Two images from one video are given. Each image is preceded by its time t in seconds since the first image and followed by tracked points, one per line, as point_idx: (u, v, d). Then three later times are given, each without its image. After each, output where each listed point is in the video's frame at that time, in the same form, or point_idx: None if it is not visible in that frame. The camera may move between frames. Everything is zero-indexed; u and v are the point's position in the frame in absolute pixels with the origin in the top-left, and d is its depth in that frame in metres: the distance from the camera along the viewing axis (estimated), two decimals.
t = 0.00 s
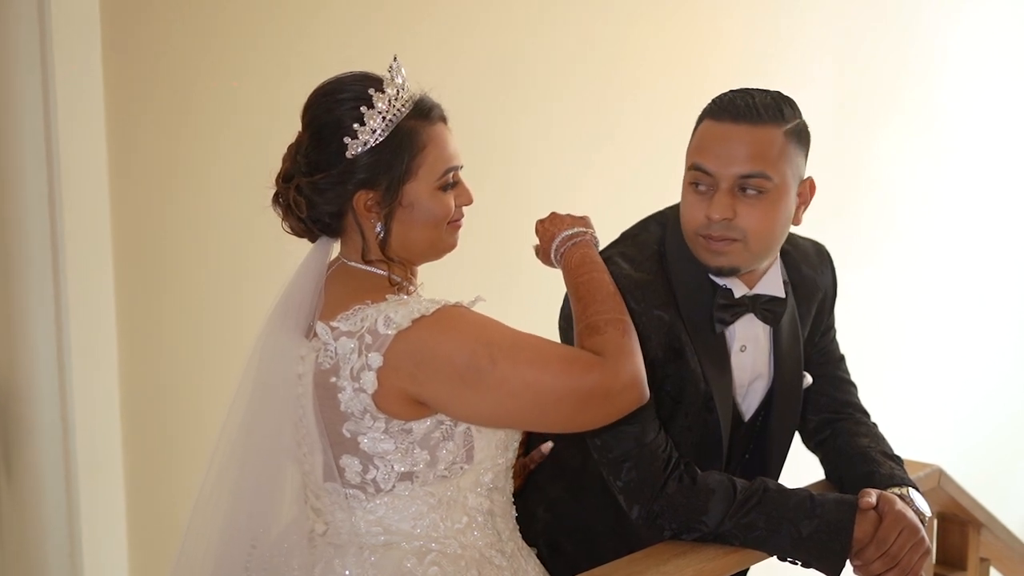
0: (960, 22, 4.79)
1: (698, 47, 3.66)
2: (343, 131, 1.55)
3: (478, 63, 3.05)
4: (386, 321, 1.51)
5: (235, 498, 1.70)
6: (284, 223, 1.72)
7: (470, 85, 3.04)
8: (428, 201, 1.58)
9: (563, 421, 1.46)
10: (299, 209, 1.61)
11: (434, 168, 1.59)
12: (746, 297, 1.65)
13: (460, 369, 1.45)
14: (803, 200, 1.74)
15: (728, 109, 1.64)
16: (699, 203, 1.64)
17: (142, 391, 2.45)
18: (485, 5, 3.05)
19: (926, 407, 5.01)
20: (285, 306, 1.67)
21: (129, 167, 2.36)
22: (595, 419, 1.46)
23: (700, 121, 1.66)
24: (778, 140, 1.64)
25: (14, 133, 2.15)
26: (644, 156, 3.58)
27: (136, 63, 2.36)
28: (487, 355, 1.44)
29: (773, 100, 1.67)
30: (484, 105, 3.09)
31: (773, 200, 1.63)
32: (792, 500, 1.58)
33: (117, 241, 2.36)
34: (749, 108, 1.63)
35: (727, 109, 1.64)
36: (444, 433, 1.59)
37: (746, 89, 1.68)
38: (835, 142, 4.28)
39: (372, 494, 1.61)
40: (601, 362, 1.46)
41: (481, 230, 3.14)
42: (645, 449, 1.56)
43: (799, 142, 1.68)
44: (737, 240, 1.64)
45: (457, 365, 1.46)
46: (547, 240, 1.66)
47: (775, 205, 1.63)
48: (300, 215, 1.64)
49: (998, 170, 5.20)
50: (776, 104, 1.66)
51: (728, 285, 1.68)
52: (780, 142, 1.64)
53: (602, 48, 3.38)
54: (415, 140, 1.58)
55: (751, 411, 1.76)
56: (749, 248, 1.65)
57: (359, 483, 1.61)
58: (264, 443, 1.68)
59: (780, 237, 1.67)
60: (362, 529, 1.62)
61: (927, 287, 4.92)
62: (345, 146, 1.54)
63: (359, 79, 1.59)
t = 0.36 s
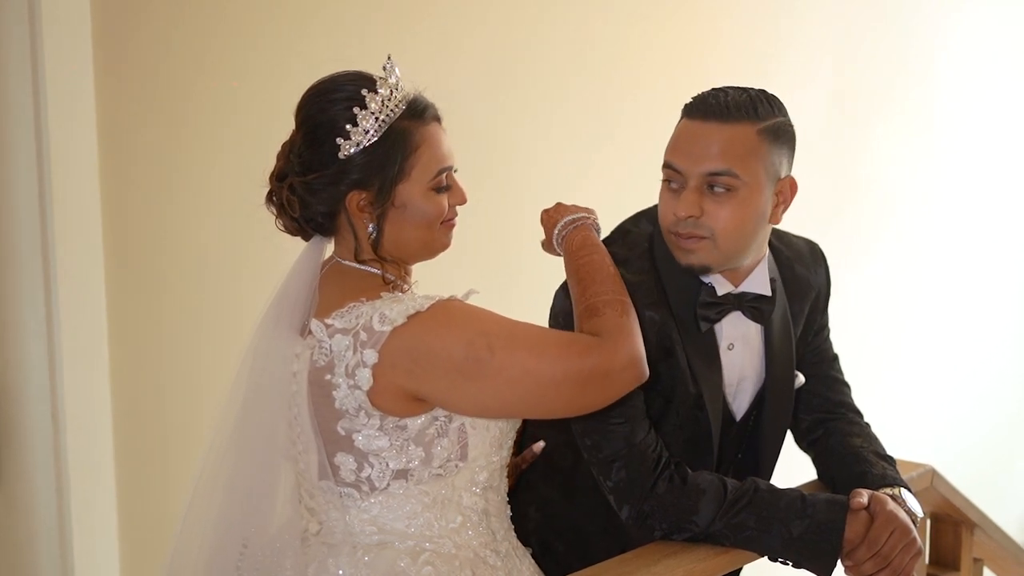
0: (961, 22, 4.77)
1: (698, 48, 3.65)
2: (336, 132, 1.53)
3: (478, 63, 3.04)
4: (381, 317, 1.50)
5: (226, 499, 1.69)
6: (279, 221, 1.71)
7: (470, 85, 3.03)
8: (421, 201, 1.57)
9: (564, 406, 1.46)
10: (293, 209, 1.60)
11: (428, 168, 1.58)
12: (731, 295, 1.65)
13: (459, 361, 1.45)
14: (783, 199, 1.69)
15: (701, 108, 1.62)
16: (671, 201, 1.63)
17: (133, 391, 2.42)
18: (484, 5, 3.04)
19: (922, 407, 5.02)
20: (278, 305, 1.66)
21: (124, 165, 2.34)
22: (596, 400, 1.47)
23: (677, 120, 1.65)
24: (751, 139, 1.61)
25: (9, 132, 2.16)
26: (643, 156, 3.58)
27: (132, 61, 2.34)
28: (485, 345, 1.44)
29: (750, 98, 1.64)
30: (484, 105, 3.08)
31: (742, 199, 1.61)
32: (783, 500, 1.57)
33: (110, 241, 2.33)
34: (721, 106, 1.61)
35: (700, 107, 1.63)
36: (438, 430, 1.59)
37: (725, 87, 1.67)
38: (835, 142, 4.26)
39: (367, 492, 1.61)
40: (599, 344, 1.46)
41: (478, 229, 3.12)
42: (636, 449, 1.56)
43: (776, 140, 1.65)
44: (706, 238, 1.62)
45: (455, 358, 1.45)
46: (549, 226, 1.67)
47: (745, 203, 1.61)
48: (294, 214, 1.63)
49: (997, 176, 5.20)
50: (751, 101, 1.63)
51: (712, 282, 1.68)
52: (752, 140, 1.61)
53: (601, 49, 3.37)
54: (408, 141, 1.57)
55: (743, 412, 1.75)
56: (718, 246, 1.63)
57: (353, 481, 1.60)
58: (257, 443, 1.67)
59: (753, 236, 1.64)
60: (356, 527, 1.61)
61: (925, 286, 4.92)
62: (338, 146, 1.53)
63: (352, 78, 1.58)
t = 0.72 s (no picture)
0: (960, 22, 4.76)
1: (698, 47, 3.64)
2: (328, 130, 1.52)
3: (478, 63, 3.04)
4: (375, 314, 1.49)
5: (221, 497, 1.69)
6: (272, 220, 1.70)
7: (469, 85, 3.02)
8: (415, 197, 1.56)
9: (562, 391, 1.44)
10: (287, 207, 1.59)
11: (422, 164, 1.57)
12: (716, 294, 1.64)
13: (453, 353, 1.44)
14: (766, 199, 1.68)
15: (682, 107, 1.63)
16: (650, 198, 1.63)
17: (125, 393, 2.41)
18: (484, 5, 3.03)
19: (919, 408, 5.01)
20: (271, 303, 1.65)
21: (118, 164, 2.32)
22: (594, 382, 1.45)
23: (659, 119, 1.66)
24: (728, 136, 1.61)
25: None
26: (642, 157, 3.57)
27: (127, 61, 2.32)
28: (479, 336, 1.43)
29: (731, 96, 1.64)
30: (483, 105, 3.07)
31: (718, 196, 1.60)
32: (773, 500, 1.56)
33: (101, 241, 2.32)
34: (701, 105, 1.62)
35: (679, 105, 1.63)
36: (433, 426, 1.58)
37: (708, 86, 1.67)
38: (834, 142, 4.25)
39: (362, 490, 1.60)
40: (593, 326, 1.44)
41: (475, 229, 3.11)
42: (625, 449, 1.55)
43: (756, 140, 1.65)
44: (684, 235, 1.61)
45: (449, 351, 1.44)
46: (543, 209, 1.66)
47: (721, 201, 1.60)
48: (287, 213, 1.62)
49: (995, 176, 5.20)
50: (732, 99, 1.63)
51: (698, 281, 1.68)
52: (729, 137, 1.61)
53: (601, 49, 3.36)
54: (401, 138, 1.56)
55: (733, 411, 1.74)
56: (695, 244, 1.62)
57: (349, 478, 1.60)
58: (253, 442, 1.66)
59: (732, 234, 1.64)
60: (351, 525, 1.61)
61: (923, 286, 4.92)
62: (331, 144, 1.51)
63: (344, 76, 1.56)
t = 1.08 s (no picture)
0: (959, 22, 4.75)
1: (695, 47, 3.63)
2: (325, 129, 1.52)
3: (475, 64, 3.03)
4: (372, 312, 1.49)
5: (217, 494, 1.69)
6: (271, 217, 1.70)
7: (467, 86, 3.01)
8: (413, 196, 1.56)
9: (558, 394, 1.44)
10: (285, 205, 1.59)
11: (420, 163, 1.57)
12: (705, 294, 1.64)
13: (451, 352, 1.43)
14: (755, 198, 1.67)
15: (670, 106, 1.63)
16: (638, 198, 1.63)
17: (120, 394, 2.39)
18: (481, 5, 3.02)
19: (917, 408, 5.00)
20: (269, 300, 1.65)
21: (112, 166, 2.31)
22: (591, 386, 1.44)
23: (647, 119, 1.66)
24: (716, 136, 1.61)
25: None
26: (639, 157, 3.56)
27: (120, 62, 2.30)
28: (477, 336, 1.42)
29: (719, 95, 1.64)
30: (480, 106, 3.06)
31: (706, 195, 1.60)
32: (764, 501, 1.56)
33: (94, 243, 2.30)
34: (688, 104, 1.62)
35: (667, 104, 1.63)
36: (430, 424, 1.58)
37: (697, 85, 1.67)
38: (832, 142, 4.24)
39: (359, 485, 1.60)
40: (592, 329, 1.44)
41: (471, 230, 3.10)
42: (615, 449, 1.54)
43: (745, 139, 1.65)
44: (671, 235, 1.61)
45: (447, 349, 1.44)
46: (542, 224, 1.65)
47: (709, 200, 1.60)
48: (286, 210, 1.62)
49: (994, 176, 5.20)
50: (720, 99, 1.63)
51: (687, 281, 1.68)
52: (717, 136, 1.61)
53: (598, 49, 3.36)
54: (400, 136, 1.56)
55: (724, 411, 1.74)
56: (683, 243, 1.62)
57: (346, 474, 1.60)
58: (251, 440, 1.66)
59: (720, 233, 1.63)
60: (347, 520, 1.61)
61: (921, 287, 4.91)
62: (328, 143, 1.51)
63: (343, 74, 1.56)
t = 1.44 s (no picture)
0: (958, 21, 4.73)
1: (693, 46, 3.63)
2: (327, 128, 1.52)
3: (473, 64, 3.02)
4: (370, 309, 1.49)
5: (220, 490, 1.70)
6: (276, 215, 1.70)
7: (464, 85, 3.01)
8: (415, 194, 1.55)
9: (552, 397, 1.43)
10: (289, 203, 1.59)
11: (422, 161, 1.56)
12: (699, 294, 1.62)
13: (445, 353, 1.43)
14: (749, 199, 1.67)
15: (665, 107, 1.62)
16: (632, 198, 1.62)
17: (118, 390, 2.38)
18: (478, 3, 3.01)
19: (915, 408, 4.99)
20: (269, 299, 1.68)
21: (106, 166, 2.30)
22: (584, 390, 1.44)
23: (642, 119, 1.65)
24: (710, 136, 1.61)
25: None
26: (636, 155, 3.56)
27: (114, 60, 2.29)
28: (472, 338, 1.42)
29: (714, 95, 1.64)
30: (477, 105, 3.05)
31: (700, 195, 1.59)
32: (757, 501, 1.56)
33: (88, 242, 2.29)
34: (683, 105, 1.61)
35: (662, 104, 1.63)
36: (429, 423, 1.57)
37: (693, 85, 1.67)
38: (829, 141, 4.23)
39: (359, 478, 1.60)
40: (586, 333, 1.43)
41: (469, 229, 3.09)
42: (607, 449, 1.54)
43: (740, 140, 1.64)
44: (664, 235, 1.60)
45: (442, 349, 1.43)
46: (537, 231, 1.63)
47: (702, 200, 1.59)
48: (290, 209, 1.62)
49: (992, 174, 5.20)
50: (715, 99, 1.63)
51: (681, 281, 1.68)
52: (712, 137, 1.61)
53: (596, 48, 3.35)
54: (401, 135, 1.55)
55: (718, 411, 1.73)
56: (677, 244, 1.61)
57: (345, 467, 1.60)
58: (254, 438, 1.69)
59: (713, 234, 1.63)
60: (346, 512, 1.62)
61: (920, 287, 4.91)
62: (330, 143, 1.51)
63: (344, 73, 1.56)
